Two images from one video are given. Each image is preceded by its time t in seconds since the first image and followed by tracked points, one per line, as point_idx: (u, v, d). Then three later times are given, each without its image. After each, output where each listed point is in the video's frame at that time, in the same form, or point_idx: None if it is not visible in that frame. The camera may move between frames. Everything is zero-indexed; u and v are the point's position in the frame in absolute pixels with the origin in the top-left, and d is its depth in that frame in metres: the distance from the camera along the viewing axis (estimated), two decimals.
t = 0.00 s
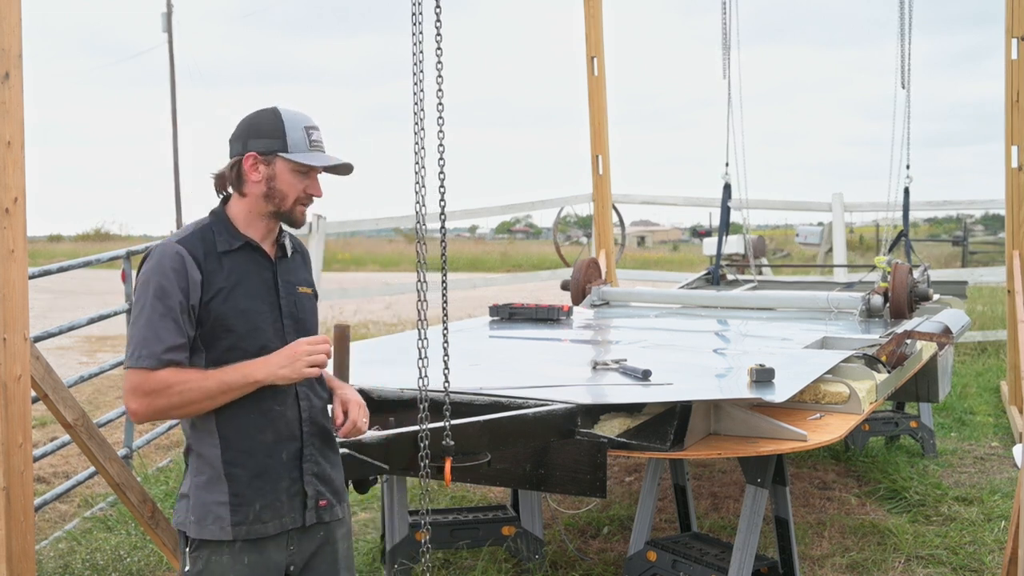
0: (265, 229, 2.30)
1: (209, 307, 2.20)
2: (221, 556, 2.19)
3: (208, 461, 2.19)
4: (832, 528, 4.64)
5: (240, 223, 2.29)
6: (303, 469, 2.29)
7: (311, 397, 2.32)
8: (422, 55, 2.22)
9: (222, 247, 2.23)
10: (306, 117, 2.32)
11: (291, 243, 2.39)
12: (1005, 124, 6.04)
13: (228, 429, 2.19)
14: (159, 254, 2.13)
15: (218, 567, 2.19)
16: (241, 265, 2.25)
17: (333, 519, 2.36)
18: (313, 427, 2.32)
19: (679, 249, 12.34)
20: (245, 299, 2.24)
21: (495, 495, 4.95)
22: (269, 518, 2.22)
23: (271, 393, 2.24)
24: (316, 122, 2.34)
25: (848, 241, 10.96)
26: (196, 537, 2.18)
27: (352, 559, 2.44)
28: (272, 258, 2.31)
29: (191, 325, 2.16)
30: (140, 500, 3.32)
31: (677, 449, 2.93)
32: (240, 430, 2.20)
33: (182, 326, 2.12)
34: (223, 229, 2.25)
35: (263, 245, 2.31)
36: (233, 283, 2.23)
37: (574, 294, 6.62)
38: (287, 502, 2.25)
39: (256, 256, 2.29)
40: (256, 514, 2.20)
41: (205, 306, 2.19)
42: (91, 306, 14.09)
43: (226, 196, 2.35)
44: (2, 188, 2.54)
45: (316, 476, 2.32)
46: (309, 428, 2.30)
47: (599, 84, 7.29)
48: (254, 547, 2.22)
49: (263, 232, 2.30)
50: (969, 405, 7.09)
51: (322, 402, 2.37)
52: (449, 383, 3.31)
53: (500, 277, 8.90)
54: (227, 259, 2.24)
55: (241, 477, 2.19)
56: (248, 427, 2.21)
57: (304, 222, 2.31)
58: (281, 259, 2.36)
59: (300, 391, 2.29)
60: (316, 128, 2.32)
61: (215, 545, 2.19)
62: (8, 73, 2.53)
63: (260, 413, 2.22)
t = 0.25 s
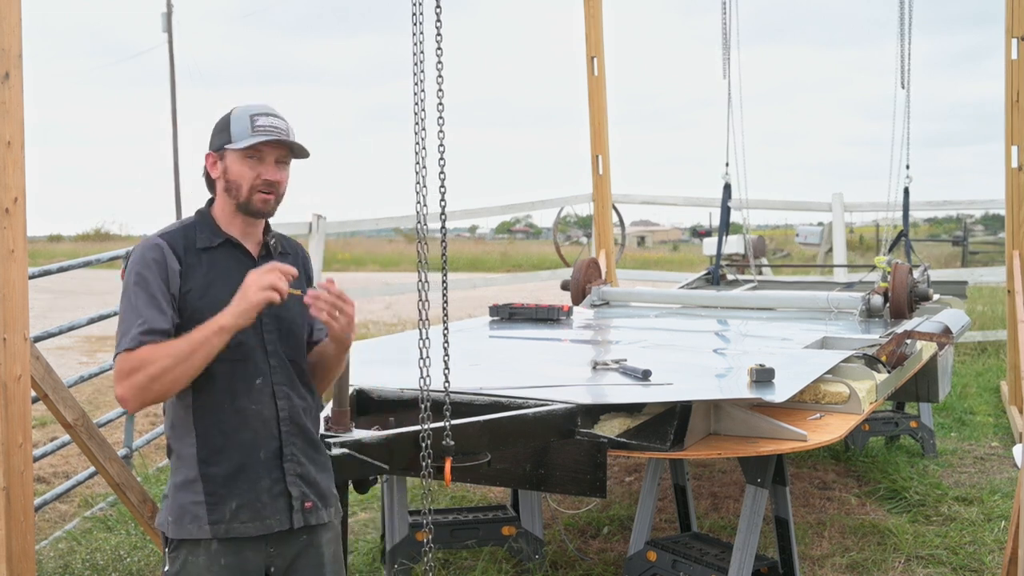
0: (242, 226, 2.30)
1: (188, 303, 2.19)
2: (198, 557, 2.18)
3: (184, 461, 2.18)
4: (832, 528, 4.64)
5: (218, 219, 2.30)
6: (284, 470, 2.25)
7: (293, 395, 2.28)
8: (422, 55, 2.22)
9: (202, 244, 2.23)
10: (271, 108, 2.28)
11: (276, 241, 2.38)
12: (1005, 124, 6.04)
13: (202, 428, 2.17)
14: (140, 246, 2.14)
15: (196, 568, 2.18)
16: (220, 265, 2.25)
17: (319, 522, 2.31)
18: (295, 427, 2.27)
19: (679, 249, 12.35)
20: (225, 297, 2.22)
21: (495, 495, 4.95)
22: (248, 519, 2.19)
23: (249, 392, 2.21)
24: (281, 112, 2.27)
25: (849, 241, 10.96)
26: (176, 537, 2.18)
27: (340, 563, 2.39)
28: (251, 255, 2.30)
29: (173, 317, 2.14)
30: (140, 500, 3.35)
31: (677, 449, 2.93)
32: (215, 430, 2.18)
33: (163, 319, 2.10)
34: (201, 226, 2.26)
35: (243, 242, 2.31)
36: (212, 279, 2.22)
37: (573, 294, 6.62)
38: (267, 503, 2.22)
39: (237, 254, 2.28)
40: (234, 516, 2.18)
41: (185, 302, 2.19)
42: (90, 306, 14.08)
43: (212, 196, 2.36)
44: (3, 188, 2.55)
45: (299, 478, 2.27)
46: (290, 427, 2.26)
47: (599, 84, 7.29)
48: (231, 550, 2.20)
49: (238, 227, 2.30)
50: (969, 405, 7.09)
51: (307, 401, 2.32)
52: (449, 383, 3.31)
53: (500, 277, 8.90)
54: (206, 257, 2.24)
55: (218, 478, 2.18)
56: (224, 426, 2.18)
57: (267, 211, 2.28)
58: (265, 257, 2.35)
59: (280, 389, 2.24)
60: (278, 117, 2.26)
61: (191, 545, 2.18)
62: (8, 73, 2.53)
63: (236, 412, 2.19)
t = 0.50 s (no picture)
0: (229, 223, 2.29)
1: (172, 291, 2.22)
2: (179, 551, 2.18)
3: (168, 450, 2.21)
4: (832, 528, 4.64)
5: (208, 219, 2.31)
6: (258, 466, 2.21)
7: (275, 391, 2.23)
8: (424, 55, 2.22)
9: (188, 241, 2.27)
10: (241, 103, 2.25)
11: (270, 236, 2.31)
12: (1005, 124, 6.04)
13: (179, 417, 2.19)
14: (139, 234, 2.24)
15: (179, 563, 2.19)
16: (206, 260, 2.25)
17: (299, 525, 2.24)
18: (274, 423, 2.22)
19: (680, 249, 12.35)
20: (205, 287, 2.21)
21: (496, 495, 4.95)
22: (219, 513, 2.16)
23: (225, 384, 2.19)
24: (251, 107, 2.23)
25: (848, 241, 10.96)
26: (159, 528, 2.20)
27: (332, 569, 2.32)
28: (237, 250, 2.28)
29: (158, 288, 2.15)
30: (140, 499, 3.34)
31: (677, 449, 2.93)
32: (190, 420, 2.18)
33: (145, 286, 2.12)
34: (190, 226, 2.29)
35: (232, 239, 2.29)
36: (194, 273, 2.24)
37: (573, 295, 6.62)
38: (239, 497, 2.19)
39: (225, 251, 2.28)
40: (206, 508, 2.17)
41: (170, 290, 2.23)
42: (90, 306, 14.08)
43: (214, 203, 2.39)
44: (2, 188, 2.55)
45: (275, 475, 2.22)
46: (267, 422, 2.21)
47: (599, 84, 7.29)
48: (214, 546, 2.19)
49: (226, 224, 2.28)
50: (969, 405, 7.09)
51: (295, 398, 2.26)
52: (449, 383, 3.31)
53: (500, 277, 8.89)
54: (194, 252, 2.26)
55: (193, 467, 2.19)
56: (199, 416, 2.18)
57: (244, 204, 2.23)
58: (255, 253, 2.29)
59: (259, 383, 2.21)
60: (243, 109, 2.21)
61: (177, 541, 2.19)
62: (8, 72, 2.53)
63: (210, 403, 2.18)
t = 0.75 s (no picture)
0: (231, 224, 2.28)
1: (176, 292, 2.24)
2: (181, 548, 2.19)
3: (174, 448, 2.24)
4: (832, 528, 4.64)
5: (213, 222, 2.31)
6: (254, 465, 2.20)
7: (273, 391, 2.21)
8: (426, 55, 2.22)
9: (192, 243, 2.27)
10: (240, 105, 2.24)
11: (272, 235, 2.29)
12: (1005, 123, 6.03)
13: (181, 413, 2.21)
14: (144, 240, 2.27)
15: (181, 560, 2.19)
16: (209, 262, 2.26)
17: (296, 527, 2.22)
18: (271, 423, 2.21)
19: (680, 249, 12.35)
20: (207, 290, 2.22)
21: (496, 495, 4.95)
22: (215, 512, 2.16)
23: (222, 382, 2.19)
24: (249, 109, 2.22)
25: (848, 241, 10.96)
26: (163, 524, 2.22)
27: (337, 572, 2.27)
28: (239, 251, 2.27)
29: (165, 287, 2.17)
30: (140, 499, 3.33)
31: (677, 449, 2.93)
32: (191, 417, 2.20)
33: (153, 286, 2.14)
34: (194, 229, 2.30)
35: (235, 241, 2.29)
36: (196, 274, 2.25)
37: (574, 295, 6.62)
38: (235, 496, 2.18)
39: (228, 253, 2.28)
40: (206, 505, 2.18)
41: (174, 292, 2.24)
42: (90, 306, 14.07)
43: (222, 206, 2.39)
44: (2, 188, 2.54)
45: (271, 475, 2.21)
46: (263, 422, 2.21)
47: (599, 83, 7.28)
48: (215, 545, 2.19)
49: (228, 226, 2.28)
50: (969, 405, 7.09)
51: (295, 398, 2.24)
52: (449, 383, 3.31)
53: (500, 276, 8.89)
54: (197, 255, 2.26)
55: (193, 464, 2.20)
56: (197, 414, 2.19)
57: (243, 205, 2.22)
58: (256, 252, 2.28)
59: (256, 382, 2.20)
60: (240, 111, 2.21)
61: (179, 538, 2.20)
62: (8, 72, 2.53)
63: (209, 402, 2.19)
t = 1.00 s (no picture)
0: (238, 226, 2.27)
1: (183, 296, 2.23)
2: (191, 547, 2.19)
3: (187, 450, 2.24)
4: (832, 528, 4.63)
5: (219, 222, 2.29)
6: (268, 466, 2.20)
7: (282, 390, 2.21)
8: (428, 56, 2.22)
9: (200, 245, 2.26)
10: (246, 108, 2.24)
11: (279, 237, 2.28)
12: (1005, 123, 6.03)
13: (193, 414, 2.21)
14: (153, 244, 2.25)
15: (188, 559, 2.20)
16: (217, 264, 2.26)
17: (312, 526, 2.22)
18: (282, 422, 2.21)
19: (679, 249, 12.34)
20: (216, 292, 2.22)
21: (496, 495, 4.95)
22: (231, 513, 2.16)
23: (232, 383, 2.19)
24: (254, 112, 2.22)
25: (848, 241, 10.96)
26: (177, 525, 2.22)
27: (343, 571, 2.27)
28: (246, 252, 2.26)
29: (179, 293, 2.18)
30: (140, 499, 3.32)
31: (677, 449, 2.92)
32: (203, 418, 2.20)
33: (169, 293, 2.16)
34: (201, 231, 2.29)
35: (242, 242, 2.28)
36: (204, 275, 2.24)
37: (574, 294, 6.62)
38: (252, 497, 2.18)
39: (236, 254, 2.27)
40: (223, 505, 2.19)
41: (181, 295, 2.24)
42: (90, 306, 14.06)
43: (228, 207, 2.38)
44: (2, 188, 2.54)
45: (286, 475, 2.20)
46: (274, 422, 2.20)
47: (599, 83, 7.28)
48: (222, 544, 2.19)
49: (235, 229, 2.27)
50: (969, 405, 7.08)
51: (306, 398, 2.24)
52: (450, 383, 3.31)
53: (500, 276, 8.88)
54: (205, 257, 2.26)
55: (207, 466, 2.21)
56: (210, 416, 2.20)
57: (249, 211, 2.21)
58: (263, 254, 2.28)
59: (266, 382, 2.20)
60: (246, 114, 2.21)
61: (186, 536, 2.20)
62: (8, 72, 2.53)
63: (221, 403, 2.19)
